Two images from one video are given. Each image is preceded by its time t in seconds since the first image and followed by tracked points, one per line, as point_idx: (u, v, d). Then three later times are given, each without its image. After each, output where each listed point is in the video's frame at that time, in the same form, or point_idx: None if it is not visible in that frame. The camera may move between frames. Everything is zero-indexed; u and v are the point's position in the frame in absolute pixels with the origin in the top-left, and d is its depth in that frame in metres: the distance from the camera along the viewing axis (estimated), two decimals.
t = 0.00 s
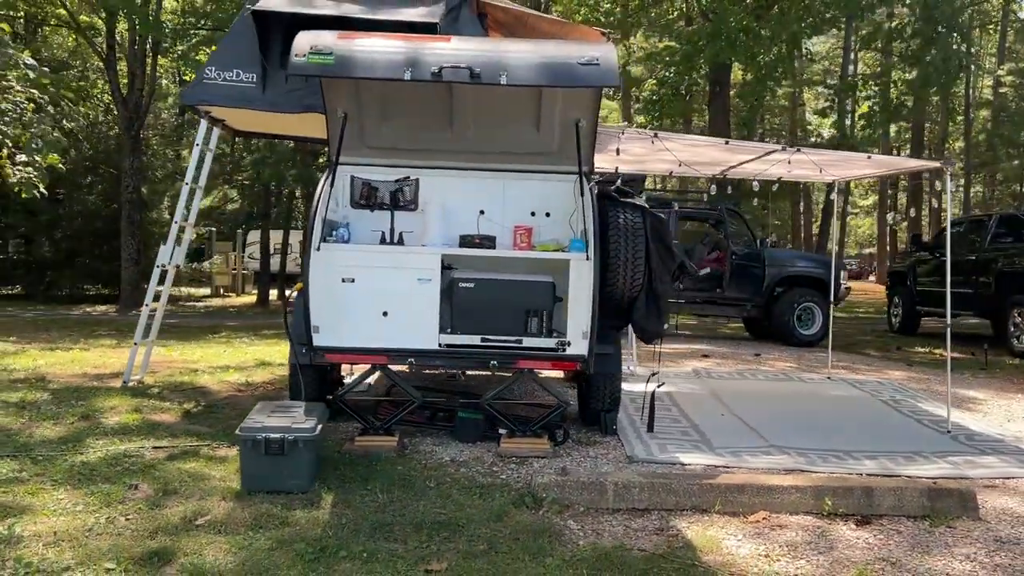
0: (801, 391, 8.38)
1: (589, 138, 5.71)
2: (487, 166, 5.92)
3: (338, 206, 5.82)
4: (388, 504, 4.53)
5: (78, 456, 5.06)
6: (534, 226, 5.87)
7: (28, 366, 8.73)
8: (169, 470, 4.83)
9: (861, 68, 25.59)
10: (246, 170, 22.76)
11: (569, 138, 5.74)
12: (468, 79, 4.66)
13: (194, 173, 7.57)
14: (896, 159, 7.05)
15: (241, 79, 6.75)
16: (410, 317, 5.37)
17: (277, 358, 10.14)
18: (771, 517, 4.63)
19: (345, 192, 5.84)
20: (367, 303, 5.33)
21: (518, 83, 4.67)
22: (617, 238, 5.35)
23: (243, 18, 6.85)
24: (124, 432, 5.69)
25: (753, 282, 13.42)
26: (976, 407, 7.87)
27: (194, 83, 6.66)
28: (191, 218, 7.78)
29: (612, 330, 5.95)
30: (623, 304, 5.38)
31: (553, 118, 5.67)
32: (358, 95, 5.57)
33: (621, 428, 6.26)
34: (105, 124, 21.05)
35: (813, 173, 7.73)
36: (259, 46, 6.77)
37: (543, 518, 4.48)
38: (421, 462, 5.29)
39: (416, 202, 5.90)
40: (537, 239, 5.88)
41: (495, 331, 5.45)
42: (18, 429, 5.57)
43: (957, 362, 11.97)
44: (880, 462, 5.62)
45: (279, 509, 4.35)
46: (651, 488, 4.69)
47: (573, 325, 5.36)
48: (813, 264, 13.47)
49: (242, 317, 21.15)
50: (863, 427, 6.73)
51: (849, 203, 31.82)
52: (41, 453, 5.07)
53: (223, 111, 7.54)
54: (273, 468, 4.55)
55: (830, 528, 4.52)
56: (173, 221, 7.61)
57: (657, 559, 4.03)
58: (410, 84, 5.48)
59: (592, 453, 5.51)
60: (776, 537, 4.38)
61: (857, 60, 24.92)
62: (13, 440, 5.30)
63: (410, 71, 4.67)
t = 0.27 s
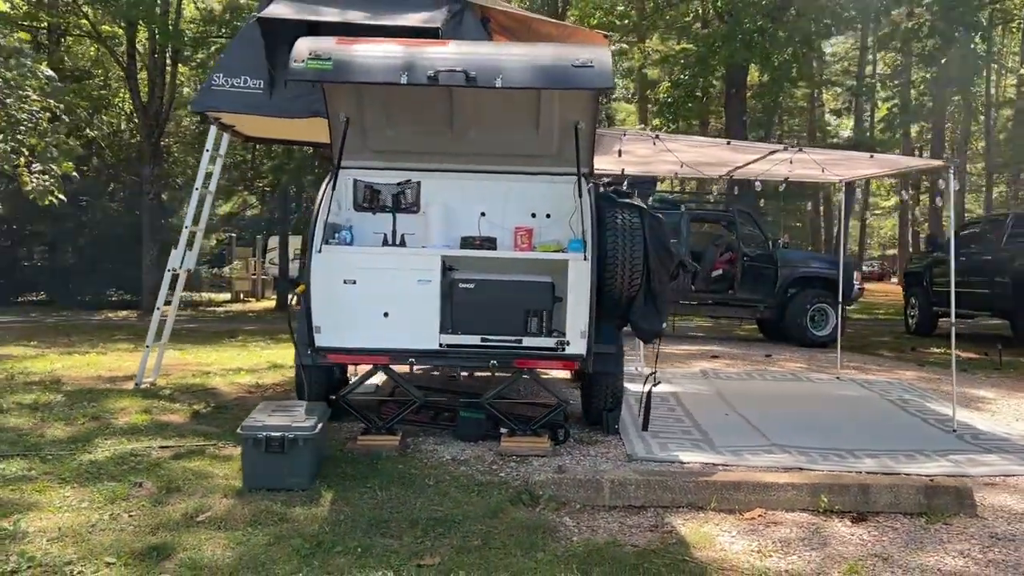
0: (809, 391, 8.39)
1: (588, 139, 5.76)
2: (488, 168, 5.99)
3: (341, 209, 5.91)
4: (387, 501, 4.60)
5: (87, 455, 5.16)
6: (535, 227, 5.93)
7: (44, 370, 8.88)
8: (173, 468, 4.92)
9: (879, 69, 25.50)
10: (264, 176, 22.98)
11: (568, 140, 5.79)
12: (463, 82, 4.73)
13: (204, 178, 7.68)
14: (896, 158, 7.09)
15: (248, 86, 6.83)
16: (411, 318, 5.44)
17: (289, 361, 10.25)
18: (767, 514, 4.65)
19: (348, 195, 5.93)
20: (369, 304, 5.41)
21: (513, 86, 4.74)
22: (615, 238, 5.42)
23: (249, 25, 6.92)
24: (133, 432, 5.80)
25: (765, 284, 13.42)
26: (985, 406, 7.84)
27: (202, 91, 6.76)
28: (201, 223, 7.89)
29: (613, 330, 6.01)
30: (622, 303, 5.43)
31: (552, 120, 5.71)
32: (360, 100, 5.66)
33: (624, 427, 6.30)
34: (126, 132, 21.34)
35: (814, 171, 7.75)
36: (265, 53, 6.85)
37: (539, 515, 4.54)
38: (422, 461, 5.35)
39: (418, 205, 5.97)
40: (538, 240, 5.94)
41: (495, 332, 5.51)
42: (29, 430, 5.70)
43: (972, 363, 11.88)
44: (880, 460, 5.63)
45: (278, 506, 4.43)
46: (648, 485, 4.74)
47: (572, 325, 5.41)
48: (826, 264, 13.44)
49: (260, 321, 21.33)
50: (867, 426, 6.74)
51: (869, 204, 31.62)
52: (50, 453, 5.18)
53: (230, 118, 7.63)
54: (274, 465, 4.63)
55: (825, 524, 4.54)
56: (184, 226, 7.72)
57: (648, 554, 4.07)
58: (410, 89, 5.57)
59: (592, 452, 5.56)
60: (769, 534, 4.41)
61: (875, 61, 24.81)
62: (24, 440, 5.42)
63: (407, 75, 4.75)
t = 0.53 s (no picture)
0: (816, 395, 8.37)
1: (584, 146, 5.80)
2: (486, 175, 6.06)
3: (340, 217, 6.00)
4: (382, 505, 4.67)
5: (90, 460, 5.27)
6: (533, 234, 5.98)
7: (58, 377, 9.02)
8: (173, 473, 5.02)
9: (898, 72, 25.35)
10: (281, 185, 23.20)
11: (564, 147, 5.84)
12: (455, 91, 4.80)
13: (211, 187, 7.80)
14: (897, 162, 7.11)
15: (254, 97, 6.97)
16: (409, 324, 5.52)
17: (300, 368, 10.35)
18: (758, 517, 4.68)
19: (348, 203, 6.02)
20: (367, 311, 5.48)
21: (504, 95, 4.81)
22: (609, 244, 5.48)
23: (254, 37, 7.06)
24: (138, 438, 5.90)
25: (777, 288, 13.39)
26: (992, 409, 7.79)
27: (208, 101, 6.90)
28: (209, 231, 8.01)
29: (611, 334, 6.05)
30: (616, 307, 5.48)
31: (548, 127, 5.76)
32: (357, 110, 5.76)
33: (623, 431, 6.34)
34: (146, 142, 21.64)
35: (812, 175, 7.77)
36: (269, 64, 6.98)
37: (531, 518, 4.58)
38: (420, 465, 5.42)
39: (417, 212, 6.05)
40: (536, 247, 5.99)
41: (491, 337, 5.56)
42: (38, 435, 5.82)
43: (986, 366, 11.78)
44: (878, 463, 5.62)
45: (274, 510, 4.50)
46: (640, 489, 4.77)
47: (567, 331, 5.46)
48: (838, 267, 13.37)
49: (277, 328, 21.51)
50: (869, 430, 6.73)
51: (889, 207, 31.39)
52: (56, 458, 5.29)
53: (236, 128, 7.77)
54: (271, 470, 4.71)
55: (816, 528, 4.55)
56: (192, 235, 7.83)
57: (634, 557, 4.11)
58: (406, 98, 5.65)
59: (589, 457, 5.61)
60: (759, 537, 4.43)
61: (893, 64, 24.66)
62: (31, 445, 5.54)
63: (399, 84, 4.83)
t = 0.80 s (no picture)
0: (828, 398, 8.32)
1: (585, 151, 5.82)
2: (489, 181, 6.09)
3: (345, 224, 6.05)
4: (382, 509, 4.71)
5: (99, 466, 5.35)
6: (536, 239, 6.01)
7: (74, 383, 9.14)
8: (179, 479, 5.08)
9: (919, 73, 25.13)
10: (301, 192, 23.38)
11: (566, 152, 5.85)
12: (453, 99, 4.84)
13: (221, 195, 7.90)
14: (907, 164, 7.10)
15: (262, 106, 7.07)
16: (411, 329, 5.56)
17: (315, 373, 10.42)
18: (758, 521, 4.66)
19: (353, 210, 6.08)
20: (370, 316, 5.53)
21: (501, 102, 4.84)
22: (610, 249, 5.49)
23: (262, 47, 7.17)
24: (147, 443, 5.98)
25: (792, 291, 13.33)
26: (1005, 412, 7.72)
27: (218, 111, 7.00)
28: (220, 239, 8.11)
29: (615, 338, 6.08)
30: (618, 313, 5.48)
31: (550, 133, 5.78)
32: (360, 118, 5.82)
33: (629, 435, 6.36)
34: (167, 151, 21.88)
35: (818, 176, 7.76)
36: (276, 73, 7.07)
37: (530, 522, 4.60)
38: (423, 470, 5.45)
39: (421, 218, 6.09)
40: (539, 252, 6.01)
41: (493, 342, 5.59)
42: (49, 441, 5.91)
43: (1005, 369, 11.65)
44: (883, 467, 5.59)
45: (275, 515, 4.55)
46: (639, 493, 4.78)
47: (569, 335, 5.48)
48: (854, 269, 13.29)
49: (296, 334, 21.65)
50: (878, 433, 6.69)
51: (910, 208, 31.15)
52: (65, 464, 5.37)
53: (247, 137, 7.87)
54: (273, 475, 4.76)
55: (815, 532, 4.54)
56: (203, 243, 7.93)
57: (630, 561, 4.12)
58: (408, 106, 5.70)
59: (592, 461, 5.62)
60: (758, 541, 4.42)
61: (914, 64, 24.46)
62: (42, 451, 5.63)
63: (397, 93, 4.88)
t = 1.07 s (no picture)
0: (839, 399, 8.23)
1: (586, 151, 5.79)
2: (490, 183, 6.07)
3: (346, 226, 6.05)
4: (379, 512, 4.70)
5: (101, 469, 5.38)
6: (537, 240, 5.98)
7: (87, 388, 9.21)
8: (179, 481, 5.10)
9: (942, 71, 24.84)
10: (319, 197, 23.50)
11: (566, 152, 5.83)
12: (448, 100, 4.82)
13: (228, 200, 7.95)
14: (917, 163, 7.03)
15: (266, 110, 7.10)
16: (411, 332, 5.54)
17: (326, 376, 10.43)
18: (758, 523, 4.61)
19: (354, 213, 6.08)
20: (370, 318, 5.53)
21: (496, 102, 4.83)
22: (610, 249, 5.45)
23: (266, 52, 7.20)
24: (151, 447, 6.01)
25: (808, 292, 13.21)
26: (1019, 413, 7.60)
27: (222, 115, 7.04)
28: (228, 243, 8.15)
29: (618, 340, 6.04)
30: (618, 313, 5.43)
31: (549, 133, 5.76)
32: (360, 122, 5.83)
33: (633, 436, 6.31)
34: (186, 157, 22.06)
35: (825, 176, 7.70)
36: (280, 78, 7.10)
37: (527, 524, 4.57)
38: (423, 472, 5.43)
39: (422, 221, 6.08)
40: (540, 253, 5.98)
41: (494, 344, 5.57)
42: (54, 445, 5.95)
43: None
44: (890, 469, 5.51)
45: (272, 517, 4.56)
46: (638, 495, 4.74)
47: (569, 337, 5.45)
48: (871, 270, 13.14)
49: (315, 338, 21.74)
50: (888, 435, 6.60)
51: (934, 207, 30.80)
52: (68, 467, 5.40)
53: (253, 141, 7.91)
54: (271, 477, 4.76)
55: (816, 534, 4.47)
56: (211, 247, 7.97)
57: (625, 564, 4.08)
58: (407, 108, 5.69)
59: (594, 463, 5.58)
60: (757, 543, 4.37)
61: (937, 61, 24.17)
62: (46, 455, 5.66)
63: (393, 94, 4.87)
